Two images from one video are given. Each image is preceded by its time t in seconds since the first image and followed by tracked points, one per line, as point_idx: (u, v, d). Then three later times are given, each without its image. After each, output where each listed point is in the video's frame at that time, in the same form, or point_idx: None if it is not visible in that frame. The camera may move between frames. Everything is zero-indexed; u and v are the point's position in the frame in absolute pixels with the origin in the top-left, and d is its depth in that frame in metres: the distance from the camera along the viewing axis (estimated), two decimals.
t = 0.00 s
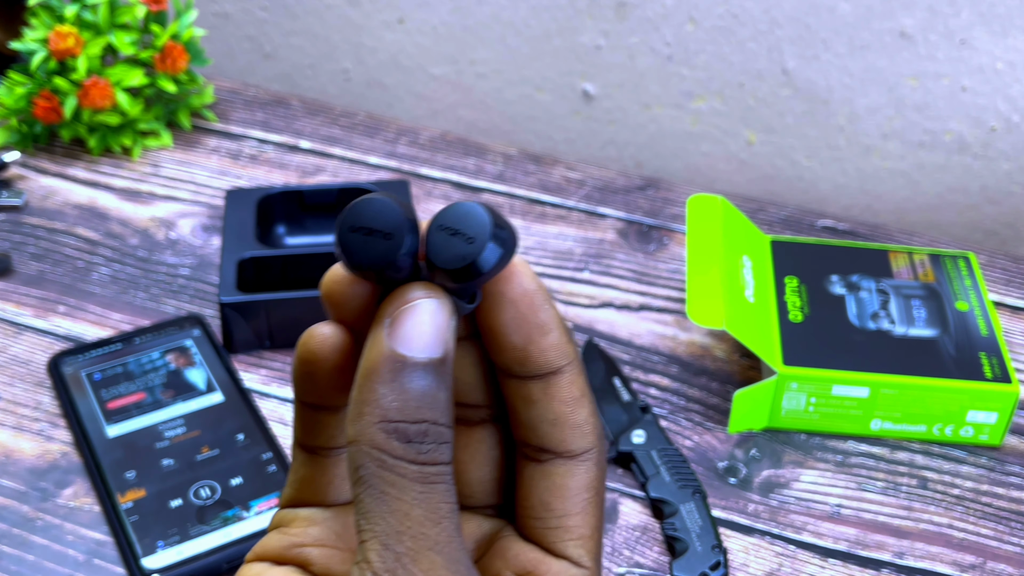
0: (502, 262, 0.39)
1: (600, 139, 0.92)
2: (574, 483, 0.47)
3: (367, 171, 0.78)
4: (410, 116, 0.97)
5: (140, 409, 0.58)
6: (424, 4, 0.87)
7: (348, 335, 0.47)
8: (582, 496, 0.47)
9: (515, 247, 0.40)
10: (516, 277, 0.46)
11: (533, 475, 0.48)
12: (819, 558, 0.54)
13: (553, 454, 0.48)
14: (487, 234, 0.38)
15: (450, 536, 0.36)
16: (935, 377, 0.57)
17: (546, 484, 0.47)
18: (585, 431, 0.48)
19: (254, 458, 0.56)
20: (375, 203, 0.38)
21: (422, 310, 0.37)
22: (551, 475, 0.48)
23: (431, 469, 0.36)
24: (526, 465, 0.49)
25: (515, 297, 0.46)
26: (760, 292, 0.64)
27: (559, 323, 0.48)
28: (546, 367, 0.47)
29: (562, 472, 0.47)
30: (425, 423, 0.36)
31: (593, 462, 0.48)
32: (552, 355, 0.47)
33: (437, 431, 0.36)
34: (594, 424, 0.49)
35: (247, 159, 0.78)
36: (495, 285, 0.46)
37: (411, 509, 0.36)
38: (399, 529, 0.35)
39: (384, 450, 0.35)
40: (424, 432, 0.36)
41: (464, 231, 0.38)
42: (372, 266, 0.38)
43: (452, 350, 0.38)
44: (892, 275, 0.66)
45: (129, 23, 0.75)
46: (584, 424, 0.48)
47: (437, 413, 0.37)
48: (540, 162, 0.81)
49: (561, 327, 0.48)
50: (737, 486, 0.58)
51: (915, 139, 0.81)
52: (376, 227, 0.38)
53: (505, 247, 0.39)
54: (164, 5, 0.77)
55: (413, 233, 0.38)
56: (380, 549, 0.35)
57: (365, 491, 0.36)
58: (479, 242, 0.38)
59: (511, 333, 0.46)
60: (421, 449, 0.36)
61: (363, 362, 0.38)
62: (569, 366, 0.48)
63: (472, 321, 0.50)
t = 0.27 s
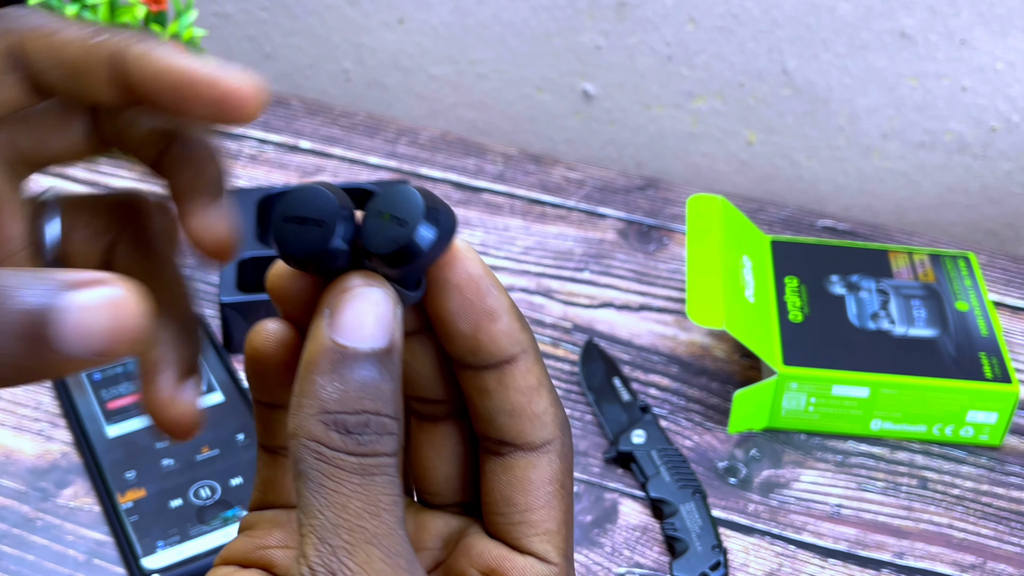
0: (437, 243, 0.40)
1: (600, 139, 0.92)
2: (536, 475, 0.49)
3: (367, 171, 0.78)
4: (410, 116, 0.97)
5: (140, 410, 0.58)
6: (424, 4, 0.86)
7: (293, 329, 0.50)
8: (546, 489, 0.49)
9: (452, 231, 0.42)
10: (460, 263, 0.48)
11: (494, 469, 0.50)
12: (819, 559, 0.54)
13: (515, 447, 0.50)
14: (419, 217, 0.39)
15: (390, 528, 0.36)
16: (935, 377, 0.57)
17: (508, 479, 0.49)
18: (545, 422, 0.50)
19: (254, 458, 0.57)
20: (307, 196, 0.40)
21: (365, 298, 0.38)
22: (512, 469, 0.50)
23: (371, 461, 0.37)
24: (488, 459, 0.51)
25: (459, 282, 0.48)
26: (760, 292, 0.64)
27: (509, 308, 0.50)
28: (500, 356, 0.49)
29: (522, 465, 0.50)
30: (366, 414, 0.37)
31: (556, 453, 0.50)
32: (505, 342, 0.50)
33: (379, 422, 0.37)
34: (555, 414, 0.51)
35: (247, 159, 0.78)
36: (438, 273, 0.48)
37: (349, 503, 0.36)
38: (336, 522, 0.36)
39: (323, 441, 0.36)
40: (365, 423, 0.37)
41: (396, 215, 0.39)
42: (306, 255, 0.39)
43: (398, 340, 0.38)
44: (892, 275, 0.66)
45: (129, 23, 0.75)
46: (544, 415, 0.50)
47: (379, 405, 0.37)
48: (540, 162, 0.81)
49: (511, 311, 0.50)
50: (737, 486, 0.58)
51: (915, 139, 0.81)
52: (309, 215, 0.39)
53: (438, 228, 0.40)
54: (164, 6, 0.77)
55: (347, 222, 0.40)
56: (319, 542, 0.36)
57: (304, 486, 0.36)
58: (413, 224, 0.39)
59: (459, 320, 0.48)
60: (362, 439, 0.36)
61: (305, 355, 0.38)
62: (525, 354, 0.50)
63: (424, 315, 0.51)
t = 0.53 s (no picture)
0: (406, 217, 0.40)
1: (600, 139, 0.93)
2: (531, 467, 0.49)
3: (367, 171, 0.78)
4: (411, 116, 0.97)
5: (139, 410, 0.58)
6: (424, 4, 0.86)
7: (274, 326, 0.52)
8: (542, 480, 0.49)
9: (421, 204, 0.41)
10: (435, 243, 0.49)
11: (489, 461, 0.51)
12: (820, 559, 0.54)
13: (507, 438, 0.51)
14: (383, 188, 0.39)
15: (362, 519, 0.37)
16: (935, 377, 0.57)
17: (503, 471, 0.50)
18: (536, 408, 0.51)
19: (254, 458, 0.57)
20: (271, 187, 0.40)
21: (346, 284, 0.39)
22: (506, 460, 0.50)
23: (344, 450, 0.37)
24: (483, 451, 0.51)
25: (435, 263, 0.49)
26: (760, 292, 0.64)
27: (491, 290, 0.51)
28: (486, 339, 0.51)
29: (516, 456, 0.50)
30: (339, 402, 0.37)
31: (551, 443, 0.50)
32: (489, 325, 0.51)
33: (352, 411, 0.38)
34: (547, 400, 0.51)
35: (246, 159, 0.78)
36: (414, 256, 0.49)
37: (319, 492, 0.36)
38: (306, 512, 0.36)
39: (295, 431, 0.37)
40: (338, 412, 0.37)
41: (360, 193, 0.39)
42: (275, 247, 0.39)
43: (379, 326, 0.40)
44: (892, 275, 0.66)
45: (128, 23, 0.75)
46: (535, 401, 0.51)
47: (353, 394, 0.38)
48: (540, 162, 0.81)
49: (493, 293, 0.51)
50: (737, 486, 0.58)
51: (915, 139, 0.81)
52: (275, 205, 0.40)
53: (405, 201, 0.40)
54: (163, 6, 0.77)
55: (314, 209, 0.40)
56: (291, 531, 0.36)
57: (278, 476, 0.37)
58: (378, 198, 0.39)
59: (440, 303, 0.50)
60: (334, 428, 0.37)
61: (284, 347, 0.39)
62: (511, 337, 0.51)
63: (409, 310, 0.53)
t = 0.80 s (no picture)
0: (376, 209, 0.40)
1: (600, 139, 0.93)
2: (515, 466, 0.49)
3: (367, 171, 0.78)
4: (411, 116, 0.97)
5: (139, 410, 0.58)
6: (424, 3, 0.86)
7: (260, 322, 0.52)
8: (527, 480, 0.48)
9: (394, 198, 0.41)
10: (409, 237, 0.49)
11: (472, 460, 0.50)
12: (820, 559, 0.54)
13: (489, 436, 0.50)
14: (357, 181, 0.39)
15: (324, 517, 0.37)
16: (936, 377, 0.57)
17: (485, 470, 0.49)
18: (517, 406, 0.50)
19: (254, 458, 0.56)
20: (249, 175, 0.41)
21: (324, 281, 0.39)
22: (488, 458, 0.50)
23: (311, 448, 0.37)
24: (467, 451, 0.51)
25: (408, 258, 0.49)
26: (760, 292, 0.64)
27: (467, 285, 0.51)
28: (463, 335, 0.51)
29: (498, 454, 0.49)
30: (308, 399, 0.37)
31: (535, 442, 0.50)
32: (466, 320, 0.51)
33: (322, 408, 0.38)
34: (530, 397, 0.51)
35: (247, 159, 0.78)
36: (385, 251, 0.49)
37: (283, 489, 0.37)
38: (268, 508, 0.36)
39: (264, 426, 0.37)
40: (307, 408, 0.37)
41: (332, 183, 0.39)
42: (245, 230, 0.39)
43: (356, 325, 0.39)
44: (893, 275, 0.66)
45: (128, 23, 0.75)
46: (517, 398, 0.50)
47: (325, 391, 0.38)
48: (541, 162, 0.81)
49: (470, 287, 0.51)
50: (738, 486, 0.58)
51: (915, 139, 0.81)
52: (250, 191, 0.40)
53: (376, 193, 0.40)
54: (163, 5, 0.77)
55: (288, 200, 0.40)
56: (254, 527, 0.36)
57: (246, 472, 0.37)
58: (349, 188, 0.39)
59: (415, 299, 0.50)
60: (303, 425, 0.37)
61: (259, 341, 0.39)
62: (490, 332, 0.51)
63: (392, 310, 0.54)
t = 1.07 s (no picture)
0: (390, 214, 0.41)
1: (600, 139, 0.92)
2: (527, 469, 0.49)
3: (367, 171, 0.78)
4: (411, 116, 0.97)
5: (139, 410, 0.58)
6: (424, 3, 0.86)
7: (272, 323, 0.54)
8: (537, 484, 0.48)
9: (407, 202, 0.43)
10: (423, 241, 0.50)
11: (483, 462, 0.51)
12: (820, 559, 0.54)
13: (501, 438, 0.51)
14: (370, 187, 0.40)
15: (329, 514, 0.37)
16: (936, 377, 0.57)
17: (496, 472, 0.50)
18: (530, 409, 0.51)
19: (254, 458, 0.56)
20: (272, 181, 0.42)
21: (338, 284, 0.40)
22: (499, 460, 0.50)
23: (319, 447, 0.38)
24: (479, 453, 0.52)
25: (422, 261, 0.50)
26: (760, 292, 0.64)
27: (480, 288, 0.52)
28: (477, 337, 0.52)
29: (509, 456, 0.50)
30: (319, 398, 0.38)
31: (546, 445, 0.50)
32: (480, 323, 0.52)
33: (331, 408, 0.38)
34: (542, 400, 0.51)
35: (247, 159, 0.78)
36: (400, 254, 0.50)
37: (290, 486, 0.37)
38: (275, 504, 0.37)
39: (274, 424, 0.37)
40: (317, 408, 0.38)
41: (348, 188, 0.41)
42: (266, 234, 0.41)
43: (369, 327, 0.40)
44: (893, 275, 0.66)
45: (129, 23, 0.75)
46: (528, 400, 0.51)
47: (336, 391, 0.39)
48: (541, 162, 0.81)
49: (484, 290, 0.52)
50: (738, 487, 0.58)
51: (915, 139, 0.81)
52: (271, 196, 0.41)
53: (390, 198, 0.41)
54: (163, 5, 0.77)
55: (305, 206, 0.41)
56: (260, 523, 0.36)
57: (254, 470, 0.37)
58: (363, 194, 0.40)
59: (431, 302, 0.51)
60: (312, 424, 0.38)
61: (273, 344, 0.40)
62: (503, 335, 0.52)
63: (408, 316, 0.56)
